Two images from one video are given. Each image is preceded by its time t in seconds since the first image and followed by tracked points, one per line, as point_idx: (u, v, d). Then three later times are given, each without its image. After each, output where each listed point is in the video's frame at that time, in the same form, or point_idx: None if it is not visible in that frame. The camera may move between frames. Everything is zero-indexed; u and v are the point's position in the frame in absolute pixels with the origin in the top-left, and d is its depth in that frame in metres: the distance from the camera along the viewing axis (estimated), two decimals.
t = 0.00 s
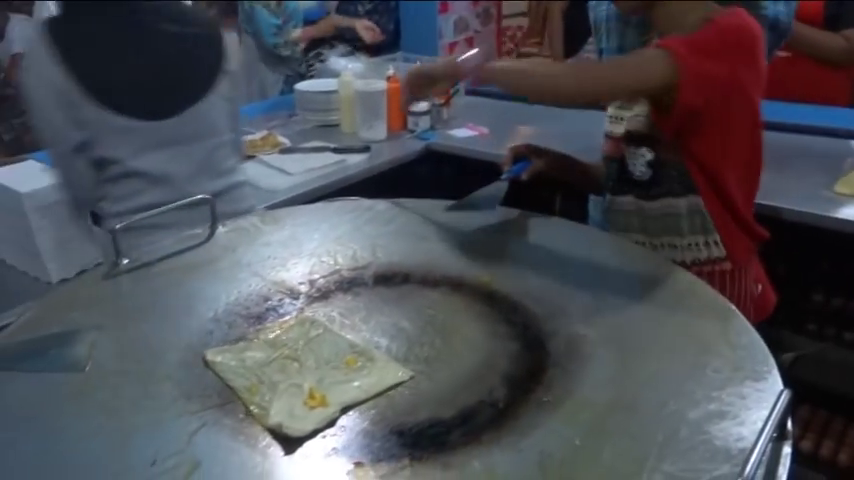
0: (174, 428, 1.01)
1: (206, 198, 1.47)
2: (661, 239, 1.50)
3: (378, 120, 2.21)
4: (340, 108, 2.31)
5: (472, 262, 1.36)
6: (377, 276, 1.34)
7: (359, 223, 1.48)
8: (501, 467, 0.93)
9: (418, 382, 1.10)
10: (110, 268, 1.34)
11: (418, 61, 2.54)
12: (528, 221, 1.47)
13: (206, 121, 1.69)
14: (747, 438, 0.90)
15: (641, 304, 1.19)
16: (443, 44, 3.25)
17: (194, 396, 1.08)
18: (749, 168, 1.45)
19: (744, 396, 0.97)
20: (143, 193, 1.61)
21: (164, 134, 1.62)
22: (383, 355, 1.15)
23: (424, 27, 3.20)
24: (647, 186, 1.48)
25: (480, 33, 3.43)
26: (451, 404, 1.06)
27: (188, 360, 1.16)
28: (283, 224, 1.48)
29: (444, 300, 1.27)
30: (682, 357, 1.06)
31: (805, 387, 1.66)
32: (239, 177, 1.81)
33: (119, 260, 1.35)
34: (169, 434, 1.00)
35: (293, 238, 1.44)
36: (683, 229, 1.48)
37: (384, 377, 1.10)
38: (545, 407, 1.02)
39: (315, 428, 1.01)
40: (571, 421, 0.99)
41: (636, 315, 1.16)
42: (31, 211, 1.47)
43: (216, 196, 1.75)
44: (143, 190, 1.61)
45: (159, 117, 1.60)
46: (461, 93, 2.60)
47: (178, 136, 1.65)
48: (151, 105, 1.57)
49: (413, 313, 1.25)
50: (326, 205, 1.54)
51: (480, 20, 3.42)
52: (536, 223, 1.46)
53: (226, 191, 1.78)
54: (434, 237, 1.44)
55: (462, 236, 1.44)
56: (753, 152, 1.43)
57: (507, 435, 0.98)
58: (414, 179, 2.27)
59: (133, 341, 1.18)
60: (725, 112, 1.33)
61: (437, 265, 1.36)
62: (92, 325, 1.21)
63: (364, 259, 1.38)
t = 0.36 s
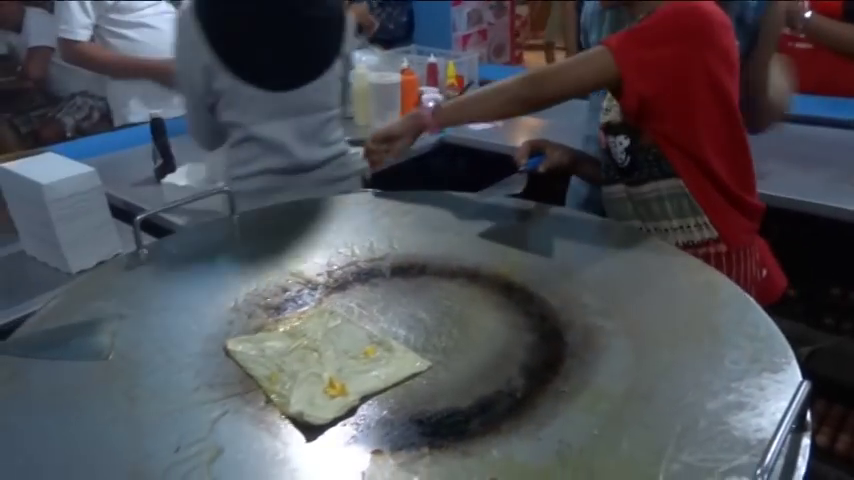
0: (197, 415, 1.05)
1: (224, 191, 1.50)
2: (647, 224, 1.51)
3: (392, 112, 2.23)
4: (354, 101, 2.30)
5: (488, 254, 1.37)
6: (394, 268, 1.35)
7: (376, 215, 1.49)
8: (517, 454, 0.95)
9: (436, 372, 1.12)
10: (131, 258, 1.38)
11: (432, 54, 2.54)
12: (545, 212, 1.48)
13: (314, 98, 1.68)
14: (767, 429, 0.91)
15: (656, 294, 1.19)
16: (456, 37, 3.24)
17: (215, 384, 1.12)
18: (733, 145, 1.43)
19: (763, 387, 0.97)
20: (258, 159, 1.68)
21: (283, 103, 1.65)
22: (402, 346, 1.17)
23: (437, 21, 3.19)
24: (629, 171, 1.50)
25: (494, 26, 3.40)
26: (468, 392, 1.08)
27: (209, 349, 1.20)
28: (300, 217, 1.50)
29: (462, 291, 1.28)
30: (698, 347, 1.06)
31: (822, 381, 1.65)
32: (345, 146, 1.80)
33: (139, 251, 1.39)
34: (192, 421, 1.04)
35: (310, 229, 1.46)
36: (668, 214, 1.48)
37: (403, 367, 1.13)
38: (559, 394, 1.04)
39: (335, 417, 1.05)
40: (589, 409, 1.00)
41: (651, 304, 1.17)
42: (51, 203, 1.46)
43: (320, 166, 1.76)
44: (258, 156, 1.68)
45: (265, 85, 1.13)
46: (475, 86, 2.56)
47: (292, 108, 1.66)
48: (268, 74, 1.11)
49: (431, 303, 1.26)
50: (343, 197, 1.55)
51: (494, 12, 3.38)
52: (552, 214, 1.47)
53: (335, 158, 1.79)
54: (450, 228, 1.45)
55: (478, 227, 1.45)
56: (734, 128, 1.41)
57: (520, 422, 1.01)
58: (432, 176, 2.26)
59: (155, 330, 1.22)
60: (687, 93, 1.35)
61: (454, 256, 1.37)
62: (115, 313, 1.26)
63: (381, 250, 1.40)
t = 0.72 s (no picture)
0: (213, 403, 1.07)
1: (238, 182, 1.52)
2: (665, 218, 1.52)
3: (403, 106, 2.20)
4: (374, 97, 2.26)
5: (501, 247, 1.37)
6: (407, 260, 1.36)
7: (390, 207, 1.50)
8: (528, 443, 0.96)
9: (448, 363, 1.14)
10: (146, 249, 1.40)
11: (444, 47, 2.54)
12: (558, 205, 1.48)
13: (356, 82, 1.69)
14: (778, 422, 0.91)
15: (666, 287, 1.19)
16: (469, 30, 3.15)
17: (229, 373, 1.14)
18: (751, 140, 1.43)
19: (774, 381, 0.97)
20: (297, 138, 1.71)
21: (325, 86, 1.66)
22: (414, 337, 1.18)
23: (449, 15, 3.17)
24: (649, 166, 1.50)
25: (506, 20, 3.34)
26: (480, 383, 1.09)
27: (223, 338, 1.22)
28: (314, 209, 1.51)
29: (474, 283, 1.29)
30: (709, 340, 1.07)
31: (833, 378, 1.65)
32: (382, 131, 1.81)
33: (155, 242, 1.41)
34: (208, 408, 1.06)
35: (323, 222, 1.47)
36: (686, 207, 1.49)
37: (415, 358, 1.14)
38: (569, 385, 1.05)
39: (349, 406, 1.07)
40: (601, 399, 1.02)
41: (663, 296, 1.17)
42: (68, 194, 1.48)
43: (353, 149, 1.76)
44: (297, 134, 1.71)
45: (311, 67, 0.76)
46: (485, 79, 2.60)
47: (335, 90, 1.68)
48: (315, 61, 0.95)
49: (443, 295, 1.27)
50: (356, 190, 1.56)
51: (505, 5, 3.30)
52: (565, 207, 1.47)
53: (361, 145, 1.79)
54: (461, 220, 1.46)
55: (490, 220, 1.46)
56: (753, 123, 1.41)
57: (529, 412, 1.02)
58: (445, 172, 2.29)
59: (169, 319, 1.24)
60: (709, 87, 1.33)
61: (466, 249, 1.38)
62: (131, 302, 1.28)
63: (393, 242, 1.41)
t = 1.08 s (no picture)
0: (226, 398, 1.07)
1: (249, 177, 1.51)
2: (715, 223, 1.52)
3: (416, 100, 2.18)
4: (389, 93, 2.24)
5: (516, 243, 1.36)
6: (420, 256, 1.35)
7: (402, 202, 1.49)
8: (544, 441, 0.95)
9: (461, 360, 1.13)
10: (157, 244, 1.39)
11: (457, 39, 2.52)
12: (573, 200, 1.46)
13: (363, 73, 1.66)
14: (798, 423, 0.90)
15: (685, 285, 1.18)
16: (482, 23, 3.15)
17: (241, 369, 1.14)
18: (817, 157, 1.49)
19: (795, 381, 0.96)
20: (302, 128, 1.71)
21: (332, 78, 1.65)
22: (428, 334, 1.18)
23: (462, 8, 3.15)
24: (721, 162, 1.48)
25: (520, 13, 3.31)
26: (494, 380, 1.08)
27: (235, 334, 1.22)
28: (325, 203, 1.50)
29: (488, 280, 1.28)
30: (728, 340, 1.05)
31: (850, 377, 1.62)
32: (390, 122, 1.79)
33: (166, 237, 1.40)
34: (220, 404, 1.06)
35: (335, 217, 1.46)
36: (753, 210, 1.49)
37: (429, 355, 1.13)
38: (584, 382, 1.04)
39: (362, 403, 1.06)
40: (619, 398, 1.00)
41: (681, 294, 1.16)
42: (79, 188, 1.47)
43: (364, 139, 1.75)
44: (302, 125, 1.70)
45: (316, 63, 0.79)
46: (500, 72, 2.57)
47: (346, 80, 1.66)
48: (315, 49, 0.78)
49: (457, 292, 1.26)
50: (368, 184, 1.55)
51: None
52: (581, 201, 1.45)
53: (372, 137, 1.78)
54: (475, 215, 1.44)
55: (504, 215, 1.44)
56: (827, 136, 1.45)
57: (543, 409, 1.02)
58: (456, 165, 2.29)
59: (181, 314, 1.24)
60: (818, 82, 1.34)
61: (480, 245, 1.36)
62: (143, 297, 1.27)
63: (406, 238, 1.40)
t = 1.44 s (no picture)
0: (216, 402, 0.98)
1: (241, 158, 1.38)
2: None
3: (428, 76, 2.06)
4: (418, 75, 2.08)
5: (536, 233, 1.24)
6: (431, 248, 1.24)
7: (411, 188, 1.37)
8: (566, 455, 0.87)
9: (477, 363, 1.02)
10: (139, 232, 1.27)
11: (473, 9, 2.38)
12: (596, 184, 1.35)
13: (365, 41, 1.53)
14: None
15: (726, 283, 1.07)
16: None
17: (232, 372, 1.05)
18: None
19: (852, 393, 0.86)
20: (301, 103, 1.58)
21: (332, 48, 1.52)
22: (441, 334, 1.07)
23: None
24: None
25: None
26: (513, 386, 0.98)
27: (227, 332, 1.12)
28: (326, 188, 1.38)
29: (507, 275, 1.17)
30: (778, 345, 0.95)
31: None
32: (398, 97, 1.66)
33: (149, 224, 1.27)
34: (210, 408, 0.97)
35: (337, 204, 1.34)
36: None
37: (442, 357, 1.03)
38: (612, 389, 0.95)
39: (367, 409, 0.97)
40: (654, 407, 0.90)
41: (719, 292, 1.06)
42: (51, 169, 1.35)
43: (369, 115, 1.62)
44: (301, 100, 1.58)
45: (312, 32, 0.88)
46: (521, 45, 2.45)
47: (352, 47, 1.53)
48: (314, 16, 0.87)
49: (471, 288, 1.15)
50: (372, 167, 1.43)
51: None
52: (604, 186, 1.33)
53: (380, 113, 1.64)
54: (491, 202, 1.32)
55: (522, 200, 1.32)
56: None
57: (566, 418, 0.93)
58: (469, 148, 2.14)
59: (166, 310, 1.13)
60: None
61: (497, 236, 1.25)
62: (123, 290, 1.16)
63: (415, 228, 1.28)
